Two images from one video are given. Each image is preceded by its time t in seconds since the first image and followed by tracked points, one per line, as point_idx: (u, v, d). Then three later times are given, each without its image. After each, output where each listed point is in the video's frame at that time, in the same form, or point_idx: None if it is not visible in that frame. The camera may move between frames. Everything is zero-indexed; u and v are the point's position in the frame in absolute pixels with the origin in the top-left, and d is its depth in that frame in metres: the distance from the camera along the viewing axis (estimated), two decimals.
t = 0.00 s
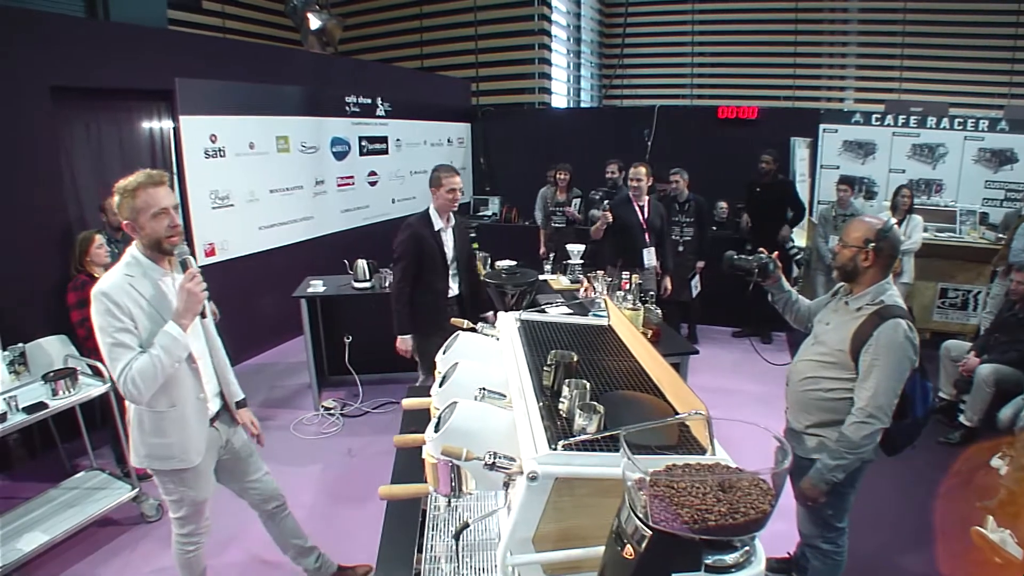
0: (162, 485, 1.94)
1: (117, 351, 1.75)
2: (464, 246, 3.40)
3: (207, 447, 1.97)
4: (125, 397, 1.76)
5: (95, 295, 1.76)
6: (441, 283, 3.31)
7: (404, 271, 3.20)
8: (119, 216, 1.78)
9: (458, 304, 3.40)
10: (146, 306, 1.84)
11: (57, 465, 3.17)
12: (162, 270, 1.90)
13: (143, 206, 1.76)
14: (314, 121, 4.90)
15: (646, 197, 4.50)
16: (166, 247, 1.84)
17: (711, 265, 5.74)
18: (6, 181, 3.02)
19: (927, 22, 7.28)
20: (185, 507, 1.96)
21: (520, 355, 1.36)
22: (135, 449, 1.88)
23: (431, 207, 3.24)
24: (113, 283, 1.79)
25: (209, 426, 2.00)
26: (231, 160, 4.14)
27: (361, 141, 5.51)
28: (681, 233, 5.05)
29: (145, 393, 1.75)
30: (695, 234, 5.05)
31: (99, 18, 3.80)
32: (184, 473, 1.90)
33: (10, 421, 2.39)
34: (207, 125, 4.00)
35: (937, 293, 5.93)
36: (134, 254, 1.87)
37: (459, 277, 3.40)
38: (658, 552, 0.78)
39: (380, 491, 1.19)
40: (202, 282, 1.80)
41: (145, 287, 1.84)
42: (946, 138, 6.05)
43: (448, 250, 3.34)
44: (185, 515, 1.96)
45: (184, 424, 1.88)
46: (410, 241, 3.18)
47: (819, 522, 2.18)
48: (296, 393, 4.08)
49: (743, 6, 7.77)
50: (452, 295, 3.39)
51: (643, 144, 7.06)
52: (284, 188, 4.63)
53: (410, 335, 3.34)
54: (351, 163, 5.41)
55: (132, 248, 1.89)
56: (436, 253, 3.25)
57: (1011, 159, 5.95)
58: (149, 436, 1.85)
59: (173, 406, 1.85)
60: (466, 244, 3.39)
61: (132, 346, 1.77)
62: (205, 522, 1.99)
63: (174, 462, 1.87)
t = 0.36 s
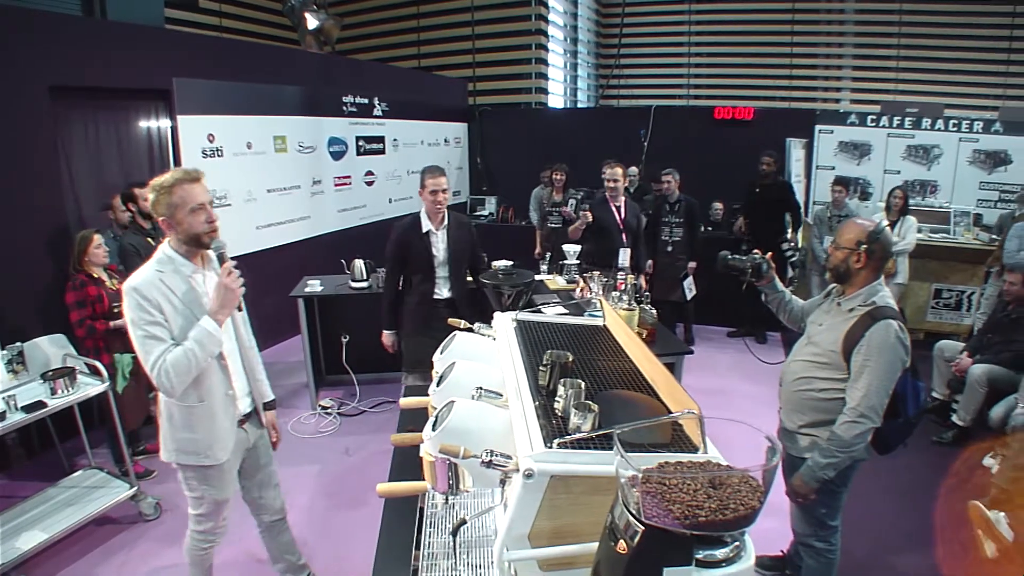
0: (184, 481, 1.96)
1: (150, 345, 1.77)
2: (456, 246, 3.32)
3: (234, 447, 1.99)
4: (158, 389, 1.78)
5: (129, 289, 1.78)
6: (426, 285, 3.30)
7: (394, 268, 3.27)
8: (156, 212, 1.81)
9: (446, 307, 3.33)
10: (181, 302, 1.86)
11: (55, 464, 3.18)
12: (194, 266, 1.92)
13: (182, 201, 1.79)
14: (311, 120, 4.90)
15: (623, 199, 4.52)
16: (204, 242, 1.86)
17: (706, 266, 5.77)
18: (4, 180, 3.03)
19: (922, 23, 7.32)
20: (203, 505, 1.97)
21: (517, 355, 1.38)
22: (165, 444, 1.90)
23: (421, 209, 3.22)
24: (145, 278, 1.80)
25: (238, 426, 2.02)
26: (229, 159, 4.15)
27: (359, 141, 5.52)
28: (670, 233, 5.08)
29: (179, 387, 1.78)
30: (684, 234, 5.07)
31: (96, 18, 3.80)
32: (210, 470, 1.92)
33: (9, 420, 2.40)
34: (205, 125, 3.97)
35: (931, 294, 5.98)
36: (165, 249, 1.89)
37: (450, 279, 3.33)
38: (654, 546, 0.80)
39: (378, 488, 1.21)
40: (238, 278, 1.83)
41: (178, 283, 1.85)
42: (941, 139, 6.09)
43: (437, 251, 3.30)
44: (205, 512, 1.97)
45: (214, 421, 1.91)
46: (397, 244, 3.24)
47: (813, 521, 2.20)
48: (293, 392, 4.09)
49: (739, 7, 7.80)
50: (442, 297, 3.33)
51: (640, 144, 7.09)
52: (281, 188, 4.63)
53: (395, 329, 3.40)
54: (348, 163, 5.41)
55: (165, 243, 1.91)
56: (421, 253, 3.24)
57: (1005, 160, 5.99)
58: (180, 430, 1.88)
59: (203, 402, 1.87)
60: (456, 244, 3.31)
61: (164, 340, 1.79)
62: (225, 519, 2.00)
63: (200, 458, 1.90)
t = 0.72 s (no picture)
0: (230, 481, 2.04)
1: (213, 337, 1.85)
2: (413, 252, 3.17)
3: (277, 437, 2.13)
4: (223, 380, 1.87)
5: (183, 287, 1.84)
6: (383, 291, 3.23)
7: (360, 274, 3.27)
8: (201, 212, 1.88)
9: (403, 318, 3.25)
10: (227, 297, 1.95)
11: (45, 465, 3.19)
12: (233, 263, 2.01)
13: (229, 199, 1.88)
14: (300, 122, 4.92)
15: (595, 200, 4.64)
16: (248, 238, 1.97)
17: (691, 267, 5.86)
18: None
19: (903, 28, 7.47)
20: (256, 511, 2.08)
21: (504, 356, 1.43)
22: (213, 443, 1.98)
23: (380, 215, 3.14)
24: (198, 275, 1.88)
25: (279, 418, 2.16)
26: (219, 161, 4.16)
27: (347, 143, 5.54)
28: (652, 236, 5.17)
29: (244, 375, 1.89)
30: (667, 237, 5.14)
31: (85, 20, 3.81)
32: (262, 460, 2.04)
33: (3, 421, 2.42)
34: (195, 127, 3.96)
35: (912, 294, 6.11)
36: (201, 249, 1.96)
37: (407, 286, 3.22)
38: (631, 533, 0.85)
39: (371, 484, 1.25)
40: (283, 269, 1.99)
41: (224, 280, 1.95)
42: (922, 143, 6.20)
43: (394, 257, 3.19)
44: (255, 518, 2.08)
45: (263, 411, 2.04)
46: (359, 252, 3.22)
47: (791, 515, 2.27)
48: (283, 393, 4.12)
49: (724, 11, 7.90)
50: (400, 305, 3.25)
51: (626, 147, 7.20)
52: (271, 189, 4.65)
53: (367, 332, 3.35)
54: (337, 164, 5.44)
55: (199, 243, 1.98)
56: (377, 259, 3.17)
57: (984, 163, 6.08)
58: (235, 421, 1.97)
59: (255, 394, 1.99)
60: (416, 250, 3.17)
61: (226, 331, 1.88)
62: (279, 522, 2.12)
63: (251, 450, 2.01)
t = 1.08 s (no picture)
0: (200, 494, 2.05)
1: (181, 357, 1.85)
2: (349, 259, 3.17)
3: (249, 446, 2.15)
4: (191, 400, 1.87)
5: (146, 310, 1.82)
6: (320, 294, 3.24)
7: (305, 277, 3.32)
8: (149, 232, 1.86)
9: (339, 323, 3.24)
10: (189, 314, 1.94)
11: (21, 472, 3.17)
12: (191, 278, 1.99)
13: (178, 219, 1.87)
14: (273, 126, 4.93)
15: (561, 202, 4.72)
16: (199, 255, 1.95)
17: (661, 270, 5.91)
18: None
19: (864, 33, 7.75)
20: (228, 524, 2.09)
21: (479, 356, 1.51)
22: (184, 458, 1.98)
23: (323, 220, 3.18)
24: (161, 294, 1.86)
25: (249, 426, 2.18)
26: (192, 165, 4.16)
27: (321, 146, 5.56)
28: (624, 238, 5.29)
29: (212, 393, 1.90)
30: (637, 239, 5.26)
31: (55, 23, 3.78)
32: (234, 472, 2.07)
33: None
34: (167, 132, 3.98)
35: (874, 292, 6.30)
36: (160, 266, 1.93)
37: (342, 293, 3.21)
38: (595, 516, 0.94)
39: (355, 480, 1.32)
40: (241, 282, 1.99)
41: (186, 296, 1.94)
42: (883, 144, 6.45)
43: (331, 261, 3.21)
44: (227, 529, 2.09)
45: (234, 423, 2.06)
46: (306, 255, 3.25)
47: (755, 504, 2.38)
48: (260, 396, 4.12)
49: (692, 15, 8.13)
50: (334, 311, 3.25)
51: (596, 149, 7.37)
52: (244, 193, 4.66)
53: (310, 335, 3.36)
54: (310, 168, 5.45)
55: (155, 261, 1.95)
56: (316, 261, 3.20)
57: (943, 165, 6.39)
58: (205, 437, 1.99)
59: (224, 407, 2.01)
60: (352, 257, 3.17)
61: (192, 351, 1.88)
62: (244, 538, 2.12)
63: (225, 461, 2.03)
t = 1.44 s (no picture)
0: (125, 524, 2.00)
1: (111, 391, 1.79)
2: (316, 267, 3.05)
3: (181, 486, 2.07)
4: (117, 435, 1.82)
5: (82, 335, 1.77)
6: (294, 304, 3.18)
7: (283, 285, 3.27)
8: (92, 254, 1.82)
9: (308, 329, 3.15)
10: (130, 344, 1.88)
11: (12, 475, 3.21)
12: (137, 305, 1.93)
13: (122, 244, 1.82)
14: (256, 131, 4.98)
15: (532, 207, 5.13)
16: (143, 283, 1.89)
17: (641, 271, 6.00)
18: None
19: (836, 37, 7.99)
20: (146, 548, 2.01)
21: (464, 356, 1.61)
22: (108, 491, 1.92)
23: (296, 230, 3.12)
24: (100, 320, 1.81)
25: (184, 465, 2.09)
26: (176, 171, 4.25)
27: (303, 150, 5.61)
28: (606, 240, 5.42)
29: (138, 432, 1.84)
30: (619, 241, 5.38)
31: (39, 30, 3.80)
32: (160, 511, 2.00)
33: None
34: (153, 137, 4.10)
35: (846, 290, 6.48)
36: (105, 290, 1.88)
37: (310, 301, 3.11)
38: (569, 499, 1.04)
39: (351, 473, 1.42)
40: (188, 319, 1.91)
41: (128, 324, 1.88)
42: (855, 146, 6.66)
43: (303, 270, 3.12)
44: (144, 556, 2.02)
45: (162, 465, 1.98)
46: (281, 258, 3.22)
47: (728, 493, 2.49)
48: (247, 397, 4.17)
49: (670, 19, 8.30)
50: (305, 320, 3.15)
51: (575, 152, 7.50)
52: (228, 198, 4.72)
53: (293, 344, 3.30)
54: (292, 172, 5.49)
55: (102, 283, 1.90)
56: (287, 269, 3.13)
57: (912, 166, 6.59)
58: (132, 474, 1.92)
59: (156, 444, 1.94)
60: (319, 266, 3.05)
61: (125, 385, 1.82)
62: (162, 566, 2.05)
63: (150, 501, 1.95)
